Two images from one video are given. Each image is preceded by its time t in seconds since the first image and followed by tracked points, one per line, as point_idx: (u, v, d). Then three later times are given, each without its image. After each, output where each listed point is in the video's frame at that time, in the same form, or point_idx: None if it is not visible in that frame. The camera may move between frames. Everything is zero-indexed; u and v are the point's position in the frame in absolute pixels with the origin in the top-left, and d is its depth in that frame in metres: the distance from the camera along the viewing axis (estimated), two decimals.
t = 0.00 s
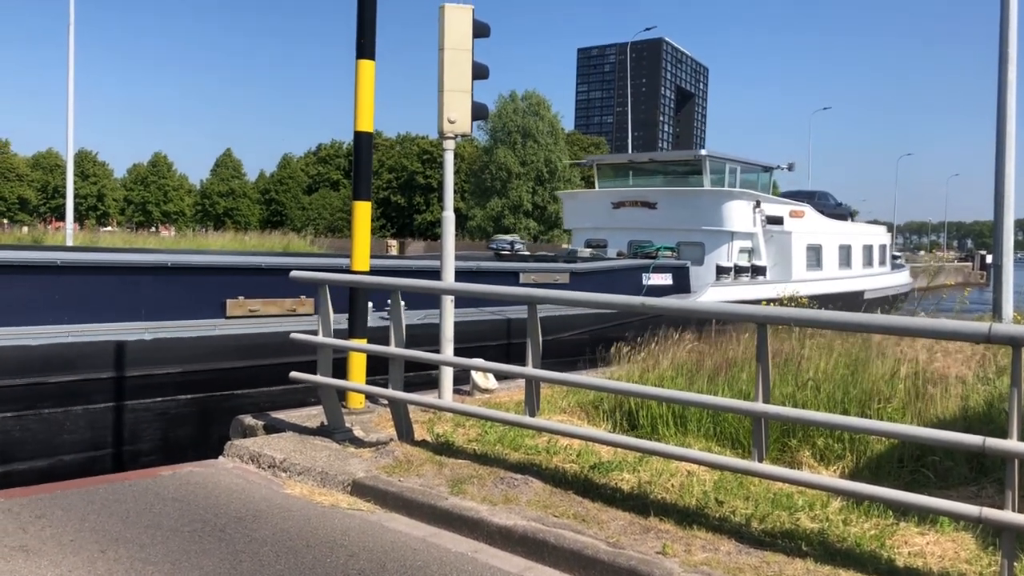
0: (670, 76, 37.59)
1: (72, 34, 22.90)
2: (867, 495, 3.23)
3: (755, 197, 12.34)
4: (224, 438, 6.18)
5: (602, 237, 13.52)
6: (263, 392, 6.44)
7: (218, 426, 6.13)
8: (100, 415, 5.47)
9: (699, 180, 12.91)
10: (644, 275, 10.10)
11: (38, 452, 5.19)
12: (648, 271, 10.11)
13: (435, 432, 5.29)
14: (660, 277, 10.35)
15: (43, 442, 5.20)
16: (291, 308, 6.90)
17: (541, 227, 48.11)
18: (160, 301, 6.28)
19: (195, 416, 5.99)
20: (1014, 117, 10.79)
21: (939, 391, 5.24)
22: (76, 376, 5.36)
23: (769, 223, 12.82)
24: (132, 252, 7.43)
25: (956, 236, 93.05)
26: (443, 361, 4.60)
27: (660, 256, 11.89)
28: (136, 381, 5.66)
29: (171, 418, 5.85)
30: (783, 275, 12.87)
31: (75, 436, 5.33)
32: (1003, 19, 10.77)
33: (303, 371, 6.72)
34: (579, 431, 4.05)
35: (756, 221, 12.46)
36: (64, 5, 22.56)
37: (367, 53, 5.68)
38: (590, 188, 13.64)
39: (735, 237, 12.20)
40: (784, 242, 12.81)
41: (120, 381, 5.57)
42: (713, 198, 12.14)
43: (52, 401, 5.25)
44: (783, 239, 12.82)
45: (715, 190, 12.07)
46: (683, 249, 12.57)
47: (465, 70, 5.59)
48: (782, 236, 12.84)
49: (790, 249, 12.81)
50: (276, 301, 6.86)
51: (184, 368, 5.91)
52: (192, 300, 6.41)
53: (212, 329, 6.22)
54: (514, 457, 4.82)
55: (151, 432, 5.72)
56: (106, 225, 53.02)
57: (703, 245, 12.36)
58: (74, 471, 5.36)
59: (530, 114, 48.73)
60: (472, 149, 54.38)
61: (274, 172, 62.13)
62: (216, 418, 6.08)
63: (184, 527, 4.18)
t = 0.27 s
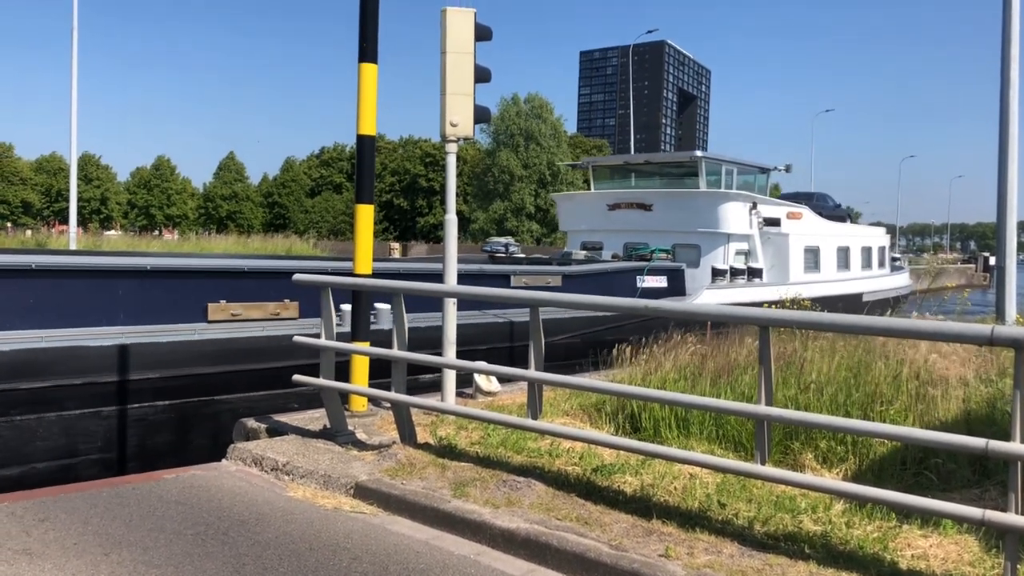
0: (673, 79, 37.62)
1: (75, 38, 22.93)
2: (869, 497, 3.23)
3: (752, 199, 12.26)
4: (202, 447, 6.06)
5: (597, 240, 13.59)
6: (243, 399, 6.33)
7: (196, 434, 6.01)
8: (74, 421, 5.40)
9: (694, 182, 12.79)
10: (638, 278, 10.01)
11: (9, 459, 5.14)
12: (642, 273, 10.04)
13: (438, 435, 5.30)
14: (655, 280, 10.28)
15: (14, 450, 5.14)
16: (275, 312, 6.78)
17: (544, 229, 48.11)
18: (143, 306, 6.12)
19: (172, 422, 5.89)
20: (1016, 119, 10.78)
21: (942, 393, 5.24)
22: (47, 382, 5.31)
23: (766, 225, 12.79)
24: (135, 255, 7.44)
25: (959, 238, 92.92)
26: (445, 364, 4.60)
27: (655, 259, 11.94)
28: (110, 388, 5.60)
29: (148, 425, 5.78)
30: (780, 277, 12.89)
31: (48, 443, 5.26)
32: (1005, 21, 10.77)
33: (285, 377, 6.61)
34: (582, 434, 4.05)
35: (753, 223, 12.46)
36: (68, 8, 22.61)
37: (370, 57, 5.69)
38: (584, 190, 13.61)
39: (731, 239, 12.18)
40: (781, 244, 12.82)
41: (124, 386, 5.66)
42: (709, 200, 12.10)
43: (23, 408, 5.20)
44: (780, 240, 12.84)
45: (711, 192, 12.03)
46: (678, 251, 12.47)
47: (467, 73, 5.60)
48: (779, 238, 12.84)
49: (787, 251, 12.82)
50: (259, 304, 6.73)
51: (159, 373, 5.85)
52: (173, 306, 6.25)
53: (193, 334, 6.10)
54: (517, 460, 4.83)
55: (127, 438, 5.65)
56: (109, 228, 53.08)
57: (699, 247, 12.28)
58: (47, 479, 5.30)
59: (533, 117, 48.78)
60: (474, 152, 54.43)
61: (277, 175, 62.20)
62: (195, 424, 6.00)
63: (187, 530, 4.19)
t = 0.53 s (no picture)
0: (676, 80, 37.63)
1: (79, 40, 22.98)
2: (873, 499, 3.22)
3: (749, 199, 12.23)
4: (181, 452, 5.95)
5: (593, 241, 13.56)
6: (224, 403, 6.22)
7: (174, 439, 5.90)
8: (48, 427, 5.28)
9: (691, 182, 12.80)
10: (633, 279, 9.98)
11: None
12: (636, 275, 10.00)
13: (441, 437, 5.30)
14: (649, 282, 10.27)
15: None
16: (258, 314, 6.71)
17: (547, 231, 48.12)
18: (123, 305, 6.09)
19: (151, 427, 5.77)
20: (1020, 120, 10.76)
21: (945, 394, 5.23)
22: (20, 388, 5.19)
23: (764, 226, 12.75)
24: (138, 257, 7.46)
25: (962, 239, 92.74)
26: (448, 365, 4.60)
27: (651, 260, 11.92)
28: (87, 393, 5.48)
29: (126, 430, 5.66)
30: (778, 278, 12.90)
31: (21, 449, 5.15)
32: (1008, 22, 10.75)
33: (269, 381, 6.49)
34: (585, 435, 4.04)
35: (750, 224, 12.45)
36: (72, 11, 22.66)
37: (373, 58, 5.70)
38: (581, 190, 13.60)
39: (728, 240, 12.15)
40: (779, 245, 12.83)
41: (128, 389, 5.67)
42: (706, 200, 12.03)
43: None
44: (776, 241, 12.86)
45: (708, 193, 11.97)
46: (675, 252, 12.46)
47: (469, 74, 5.60)
48: (777, 239, 12.84)
49: (784, 252, 12.83)
50: (240, 307, 6.65)
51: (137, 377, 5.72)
52: (151, 306, 6.19)
53: (173, 338, 5.99)
54: (520, 461, 4.82)
55: (104, 444, 5.53)
56: (112, 231, 53.17)
57: (695, 248, 12.24)
58: (20, 485, 5.19)
59: (536, 119, 48.85)
60: (477, 154, 54.47)
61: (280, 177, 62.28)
62: (173, 429, 5.88)
63: (191, 531, 4.19)
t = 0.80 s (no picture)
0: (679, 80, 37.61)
1: (83, 40, 23.00)
2: (877, 500, 3.21)
3: (746, 199, 12.22)
4: (159, 455, 5.83)
5: (589, 241, 13.53)
6: (203, 405, 6.07)
7: (151, 441, 5.77)
8: (20, 430, 5.16)
9: (688, 182, 12.81)
10: (628, 280, 9.97)
11: None
12: (630, 274, 9.99)
13: (444, 437, 5.30)
14: (644, 283, 10.29)
15: None
16: (241, 315, 6.63)
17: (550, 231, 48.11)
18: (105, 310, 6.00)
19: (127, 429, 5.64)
20: None
21: (950, 396, 5.23)
22: None
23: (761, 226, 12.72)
24: (141, 258, 7.47)
25: (966, 239, 92.52)
26: (452, 365, 4.60)
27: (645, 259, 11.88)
28: (61, 395, 5.36)
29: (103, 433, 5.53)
30: (776, 278, 12.84)
31: None
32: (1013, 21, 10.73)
33: (251, 382, 6.35)
34: (588, 436, 4.04)
35: (747, 224, 12.42)
36: (77, 10, 22.70)
37: (376, 58, 5.70)
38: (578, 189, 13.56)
39: (725, 240, 12.11)
40: (777, 244, 12.76)
41: (131, 389, 5.68)
42: (702, 200, 11.98)
43: None
44: (774, 241, 12.79)
45: (705, 193, 11.92)
46: (672, 253, 12.43)
47: (472, 74, 5.60)
48: (774, 238, 12.78)
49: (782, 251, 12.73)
50: (223, 308, 6.56)
51: (113, 379, 5.60)
52: (142, 304, 6.15)
53: (153, 338, 5.90)
54: (523, 462, 4.82)
55: (80, 448, 5.40)
56: (116, 230, 53.24)
57: (692, 248, 12.22)
58: None
59: (539, 119, 48.89)
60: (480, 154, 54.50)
61: (283, 177, 62.34)
62: (151, 431, 5.75)
63: (194, 531, 4.19)
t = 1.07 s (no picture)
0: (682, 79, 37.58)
1: (86, 40, 23.01)
2: (882, 499, 3.20)
3: (743, 197, 12.19)
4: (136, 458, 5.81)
5: (585, 240, 13.56)
6: (181, 407, 6.03)
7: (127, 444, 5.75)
8: None
9: (685, 180, 12.52)
10: (622, 279, 9.93)
11: None
12: (624, 274, 9.96)
13: (448, 436, 5.29)
14: (639, 282, 10.28)
15: None
16: (221, 315, 6.62)
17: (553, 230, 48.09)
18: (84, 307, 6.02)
19: (101, 431, 5.62)
20: None
21: (955, 396, 5.22)
22: None
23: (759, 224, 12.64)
24: (144, 257, 7.48)
25: (969, 239, 92.27)
26: (455, 364, 4.59)
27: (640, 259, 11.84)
28: (35, 397, 5.35)
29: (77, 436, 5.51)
30: (773, 277, 12.78)
31: None
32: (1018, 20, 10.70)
33: (231, 383, 6.29)
34: (592, 435, 4.03)
35: (744, 223, 12.38)
36: (80, 10, 22.72)
37: (379, 57, 5.70)
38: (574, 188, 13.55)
39: (721, 239, 12.09)
40: (774, 244, 12.71)
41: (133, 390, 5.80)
42: (696, 199, 12.00)
43: None
44: (772, 240, 12.74)
45: (703, 190, 11.92)
46: (668, 252, 12.40)
47: (475, 73, 5.59)
48: (772, 238, 12.73)
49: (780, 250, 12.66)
50: (204, 307, 6.54)
51: (87, 381, 5.57)
52: (137, 302, 6.23)
53: (126, 339, 5.85)
54: (527, 461, 4.82)
55: (52, 450, 5.40)
56: (119, 229, 53.28)
57: (688, 247, 12.19)
58: None
59: (542, 118, 48.91)
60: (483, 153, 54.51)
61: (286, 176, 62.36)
62: (127, 433, 5.73)
63: (197, 530, 4.19)
